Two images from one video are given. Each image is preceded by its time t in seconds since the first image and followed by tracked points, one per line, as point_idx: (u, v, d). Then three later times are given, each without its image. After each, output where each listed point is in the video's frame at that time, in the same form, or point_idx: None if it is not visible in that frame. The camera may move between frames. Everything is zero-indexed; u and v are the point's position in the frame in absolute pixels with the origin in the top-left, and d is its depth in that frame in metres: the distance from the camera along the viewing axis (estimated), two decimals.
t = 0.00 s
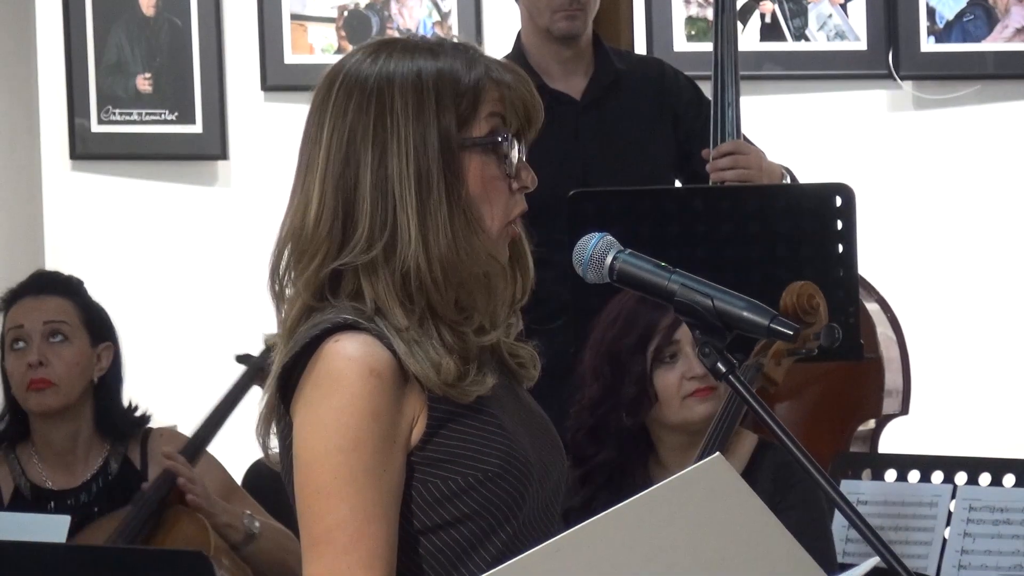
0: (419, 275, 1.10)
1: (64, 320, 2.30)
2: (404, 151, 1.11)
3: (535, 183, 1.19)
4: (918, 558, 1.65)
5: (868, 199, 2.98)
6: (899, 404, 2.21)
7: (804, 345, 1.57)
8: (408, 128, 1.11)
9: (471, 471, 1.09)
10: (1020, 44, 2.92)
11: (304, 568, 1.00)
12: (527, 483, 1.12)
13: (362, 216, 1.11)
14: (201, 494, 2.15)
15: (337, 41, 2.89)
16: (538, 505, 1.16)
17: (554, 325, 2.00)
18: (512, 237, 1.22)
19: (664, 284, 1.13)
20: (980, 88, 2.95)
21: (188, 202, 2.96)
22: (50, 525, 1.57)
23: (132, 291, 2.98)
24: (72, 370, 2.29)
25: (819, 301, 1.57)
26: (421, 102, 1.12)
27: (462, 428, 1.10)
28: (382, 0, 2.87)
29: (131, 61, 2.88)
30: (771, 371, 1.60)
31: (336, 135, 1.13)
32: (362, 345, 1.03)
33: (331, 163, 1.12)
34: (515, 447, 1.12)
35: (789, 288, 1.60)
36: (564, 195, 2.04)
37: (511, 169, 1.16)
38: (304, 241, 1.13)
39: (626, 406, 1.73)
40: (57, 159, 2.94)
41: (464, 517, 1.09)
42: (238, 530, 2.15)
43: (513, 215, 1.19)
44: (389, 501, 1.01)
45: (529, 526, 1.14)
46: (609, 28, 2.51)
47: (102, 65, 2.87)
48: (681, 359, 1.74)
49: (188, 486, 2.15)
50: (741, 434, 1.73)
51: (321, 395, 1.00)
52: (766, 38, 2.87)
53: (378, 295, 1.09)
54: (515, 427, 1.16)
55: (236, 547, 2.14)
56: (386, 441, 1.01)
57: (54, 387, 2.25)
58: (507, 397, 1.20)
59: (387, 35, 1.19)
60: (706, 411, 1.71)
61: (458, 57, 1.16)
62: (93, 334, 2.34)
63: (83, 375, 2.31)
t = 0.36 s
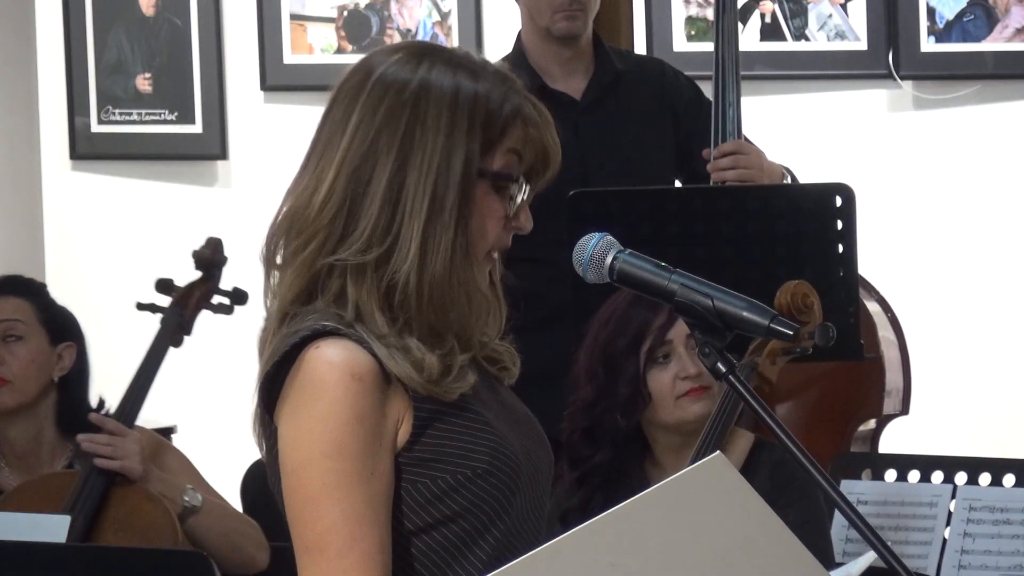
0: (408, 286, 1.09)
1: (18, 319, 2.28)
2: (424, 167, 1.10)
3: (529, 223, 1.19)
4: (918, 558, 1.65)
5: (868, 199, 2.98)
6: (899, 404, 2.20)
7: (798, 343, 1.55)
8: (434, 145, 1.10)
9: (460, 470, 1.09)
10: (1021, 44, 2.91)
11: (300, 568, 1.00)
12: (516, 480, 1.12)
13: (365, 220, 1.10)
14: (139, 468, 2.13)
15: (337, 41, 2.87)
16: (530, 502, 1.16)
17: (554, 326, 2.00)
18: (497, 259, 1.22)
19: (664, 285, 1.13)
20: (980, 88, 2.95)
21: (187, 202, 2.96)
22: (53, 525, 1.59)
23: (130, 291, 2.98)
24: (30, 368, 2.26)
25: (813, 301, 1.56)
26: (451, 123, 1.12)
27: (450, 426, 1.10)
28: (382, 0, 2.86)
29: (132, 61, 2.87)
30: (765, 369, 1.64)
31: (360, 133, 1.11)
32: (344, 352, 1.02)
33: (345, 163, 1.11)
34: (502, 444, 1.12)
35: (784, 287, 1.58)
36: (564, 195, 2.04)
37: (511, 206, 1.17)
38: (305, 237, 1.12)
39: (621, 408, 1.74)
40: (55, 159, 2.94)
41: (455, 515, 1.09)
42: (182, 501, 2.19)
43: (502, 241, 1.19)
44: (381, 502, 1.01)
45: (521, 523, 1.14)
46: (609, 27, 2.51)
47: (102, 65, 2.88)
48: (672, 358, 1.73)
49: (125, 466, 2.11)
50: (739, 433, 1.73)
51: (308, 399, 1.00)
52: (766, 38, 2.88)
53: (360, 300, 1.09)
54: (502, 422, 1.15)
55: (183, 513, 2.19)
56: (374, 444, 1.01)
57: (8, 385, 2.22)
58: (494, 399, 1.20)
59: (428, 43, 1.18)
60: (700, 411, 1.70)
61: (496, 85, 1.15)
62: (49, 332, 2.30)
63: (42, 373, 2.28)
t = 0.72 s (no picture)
0: (409, 288, 1.09)
1: None
2: (419, 168, 1.10)
3: (525, 229, 1.20)
4: (918, 558, 1.65)
5: (868, 199, 3.00)
6: (899, 404, 2.20)
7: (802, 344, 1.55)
8: (429, 145, 1.10)
9: (460, 469, 1.09)
10: (1020, 45, 2.89)
11: (303, 567, 1.00)
12: (515, 478, 1.12)
13: (365, 222, 1.10)
14: (87, 447, 2.13)
15: (337, 41, 2.86)
16: (528, 500, 1.16)
17: (555, 325, 2.00)
18: (495, 264, 1.22)
19: (665, 285, 1.13)
20: (980, 89, 2.94)
21: (188, 202, 2.96)
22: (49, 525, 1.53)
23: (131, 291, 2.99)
24: None
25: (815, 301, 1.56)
26: (447, 123, 1.11)
27: (448, 426, 1.10)
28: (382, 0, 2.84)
29: (132, 61, 2.87)
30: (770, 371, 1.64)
31: (359, 133, 1.12)
32: (346, 349, 1.02)
33: (346, 164, 1.11)
34: (501, 442, 1.12)
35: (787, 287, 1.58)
36: (565, 195, 2.04)
37: (506, 213, 1.17)
38: (310, 237, 1.12)
39: (619, 405, 1.73)
40: (54, 159, 2.96)
41: (454, 514, 1.09)
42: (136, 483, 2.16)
43: (498, 247, 1.19)
44: (384, 501, 1.01)
45: (520, 520, 1.15)
46: (609, 27, 2.51)
47: (102, 65, 2.88)
48: (671, 356, 1.73)
49: (72, 446, 2.12)
50: (739, 433, 1.73)
51: (307, 401, 1.00)
52: (766, 38, 2.89)
53: (362, 301, 1.09)
54: (501, 422, 1.16)
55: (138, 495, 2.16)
56: (375, 442, 1.02)
57: None
58: (492, 400, 1.20)
59: (427, 41, 1.18)
60: (700, 409, 1.71)
61: (493, 87, 1.15)
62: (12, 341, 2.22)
63: None
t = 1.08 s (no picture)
0: (400, 284, 1.09)
1: None
2: (408, 164, 1.10)
3: (512, 231, 1.20)
4: (919, 558, 1.65)
5: (868, 199, 2.99)
6: (900, 404, 2.19)
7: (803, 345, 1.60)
8: (418, 142, 1.10)
9: (449, 475, 1.09)
10: (1020, 45, 2.90)
11: (299, 567, 1.00)
12: (503, 483, 1.12)
13: (354, 218, 1.10)
14: (80, 447, 2.14)
15: (337, 41, 2.87)
16: (514, 505, 1.16)
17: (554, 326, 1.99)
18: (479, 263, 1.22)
19: (665, 285, 1.13)
20: (980, 89, 2.94)
21: (188, 202, 2.96)
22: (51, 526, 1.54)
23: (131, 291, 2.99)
24: None
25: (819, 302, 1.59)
26: (437, 120, 1.11)
27: (437, 431, 1.10)
28: None
29: (132, 61, 2.87)
30: (772, 369, 1.63)
31: (348, 129, 1.12)
32: (339, 349, 1.02)
33: (335, 159, 1.11)
34: (490, 448, 1.12)
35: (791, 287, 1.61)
36: (565, 195, 2.04)
37: (493, 212, 1.17)
38: (299, 232, 1.12)
39: (623, 404, 1.74)
40: (55, 161, 2.94)
41: (443, 520, 1.09)
42: (125, 485, 2.16)
43: (485, 247, 1.20)
44: (380, 502, 1.02)
45: (506, 525, 1.15)
46: (609, 27, 2.50)
47: (102, 65, 2.88)
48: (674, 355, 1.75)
49: (65, 446, 2.12)
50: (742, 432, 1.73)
51: (301, 401, 1.00)
52: (767, 38, 2.88)
53: (353, 299, 1.09)
54: (490, 428, 1.16)
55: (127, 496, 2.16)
56: (369, 442, 1.01)
57: None
58: (480, 404, 1.20)
59: (416, 40, 1.18)
60: (701, 408, 1.74)
61: (484, 86, 1.16)
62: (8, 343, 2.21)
63: None
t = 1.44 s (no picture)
0: (392, 293, 1.09)
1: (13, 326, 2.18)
2: (400, 170, 1.10)
3: (507, 230, 1.21)
4: (919, 558, 1.65)
5: (868, 199, 2.98)
6: (900, 404, 2.19)
7: (806, 344, 1.60)
8: (409, 147, 1.10)
9: (445, 483, 1.09)
10: (1020, 45, 2.92)
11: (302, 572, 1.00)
12: (496, 493, 1.12)
13: (348, 228, 1.10)
14: (109, 469, 2.11)
15: (337, 41, 2.88)
16: (507, 512, 1.17)
17: (554, 327, 1.99)
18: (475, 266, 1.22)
19: (665, 285, 1.13)
20: (980, 88, 2.95)
21: (188, 202, 2.96)
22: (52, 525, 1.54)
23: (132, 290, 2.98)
24: (25, 374, 2.16)
25: (820, 302, 1.59)
26: (426, 124, 1.12)
27: (431, 438, 1.10)
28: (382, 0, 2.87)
29: (131, 61, 2.88)
30: (774, 370, 1.63)
31: (337, 139, 1.11)
32: (333, 358, 1.02)
33: (325, 171, 1.11)
34: (485, 457, 1.12)
35: (792, 287, 1.61)
36: (565, 195, 2.04)
37: (488, 213, 1.18)
38: (290, 246, 1.11)
39: (626, 403, 1.74)
40: (55, 161, 2.94)
41: (440, 527, 1.09)
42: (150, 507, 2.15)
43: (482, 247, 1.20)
44: (381, 504, 1.02)
45: (499, 531, 1.15)
46: (609, 28, 2.50)
47: (101, 64, 2.88)
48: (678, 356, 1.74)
49: (96, 467, 2.09)
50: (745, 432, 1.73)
51: (297, 410, 1.00)
52: (767, 38, 2.88)
53: (348, 311, 1.09)
54: (483, 434, 1.16)
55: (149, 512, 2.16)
56: (368, 447, 1.02)
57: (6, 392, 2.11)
58: (472, 408, 1.21)
59: (400, 45, 1.18)
60: (705, 408, 1.72)
61: (469, 87, 1.16)
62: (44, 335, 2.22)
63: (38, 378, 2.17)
